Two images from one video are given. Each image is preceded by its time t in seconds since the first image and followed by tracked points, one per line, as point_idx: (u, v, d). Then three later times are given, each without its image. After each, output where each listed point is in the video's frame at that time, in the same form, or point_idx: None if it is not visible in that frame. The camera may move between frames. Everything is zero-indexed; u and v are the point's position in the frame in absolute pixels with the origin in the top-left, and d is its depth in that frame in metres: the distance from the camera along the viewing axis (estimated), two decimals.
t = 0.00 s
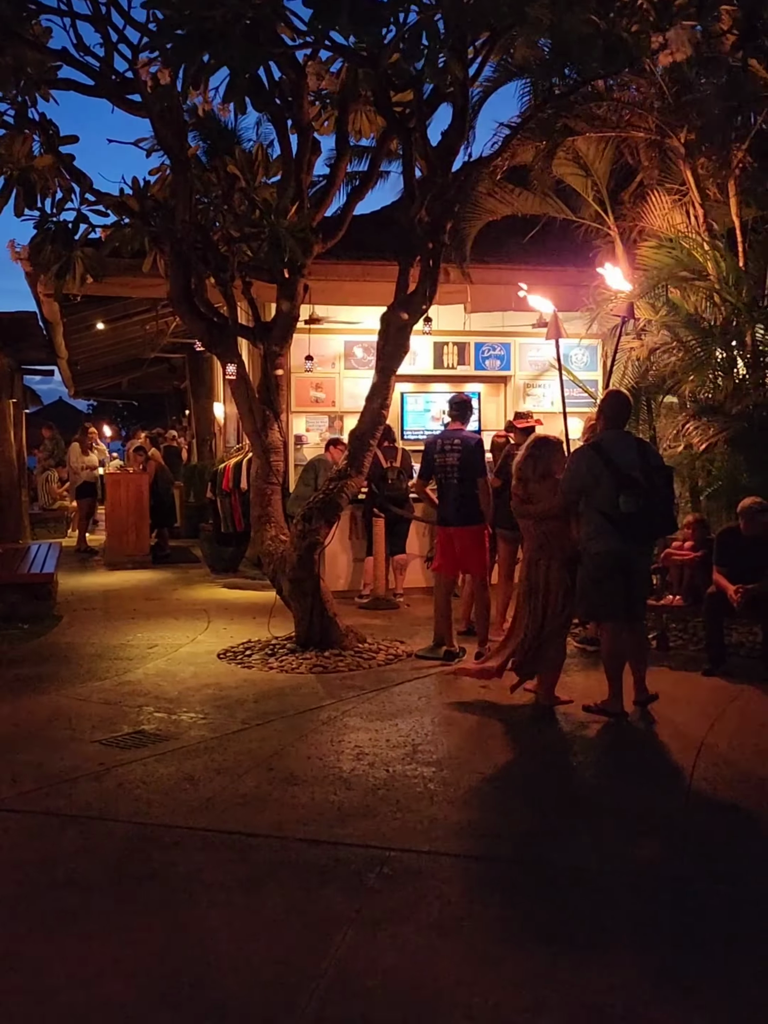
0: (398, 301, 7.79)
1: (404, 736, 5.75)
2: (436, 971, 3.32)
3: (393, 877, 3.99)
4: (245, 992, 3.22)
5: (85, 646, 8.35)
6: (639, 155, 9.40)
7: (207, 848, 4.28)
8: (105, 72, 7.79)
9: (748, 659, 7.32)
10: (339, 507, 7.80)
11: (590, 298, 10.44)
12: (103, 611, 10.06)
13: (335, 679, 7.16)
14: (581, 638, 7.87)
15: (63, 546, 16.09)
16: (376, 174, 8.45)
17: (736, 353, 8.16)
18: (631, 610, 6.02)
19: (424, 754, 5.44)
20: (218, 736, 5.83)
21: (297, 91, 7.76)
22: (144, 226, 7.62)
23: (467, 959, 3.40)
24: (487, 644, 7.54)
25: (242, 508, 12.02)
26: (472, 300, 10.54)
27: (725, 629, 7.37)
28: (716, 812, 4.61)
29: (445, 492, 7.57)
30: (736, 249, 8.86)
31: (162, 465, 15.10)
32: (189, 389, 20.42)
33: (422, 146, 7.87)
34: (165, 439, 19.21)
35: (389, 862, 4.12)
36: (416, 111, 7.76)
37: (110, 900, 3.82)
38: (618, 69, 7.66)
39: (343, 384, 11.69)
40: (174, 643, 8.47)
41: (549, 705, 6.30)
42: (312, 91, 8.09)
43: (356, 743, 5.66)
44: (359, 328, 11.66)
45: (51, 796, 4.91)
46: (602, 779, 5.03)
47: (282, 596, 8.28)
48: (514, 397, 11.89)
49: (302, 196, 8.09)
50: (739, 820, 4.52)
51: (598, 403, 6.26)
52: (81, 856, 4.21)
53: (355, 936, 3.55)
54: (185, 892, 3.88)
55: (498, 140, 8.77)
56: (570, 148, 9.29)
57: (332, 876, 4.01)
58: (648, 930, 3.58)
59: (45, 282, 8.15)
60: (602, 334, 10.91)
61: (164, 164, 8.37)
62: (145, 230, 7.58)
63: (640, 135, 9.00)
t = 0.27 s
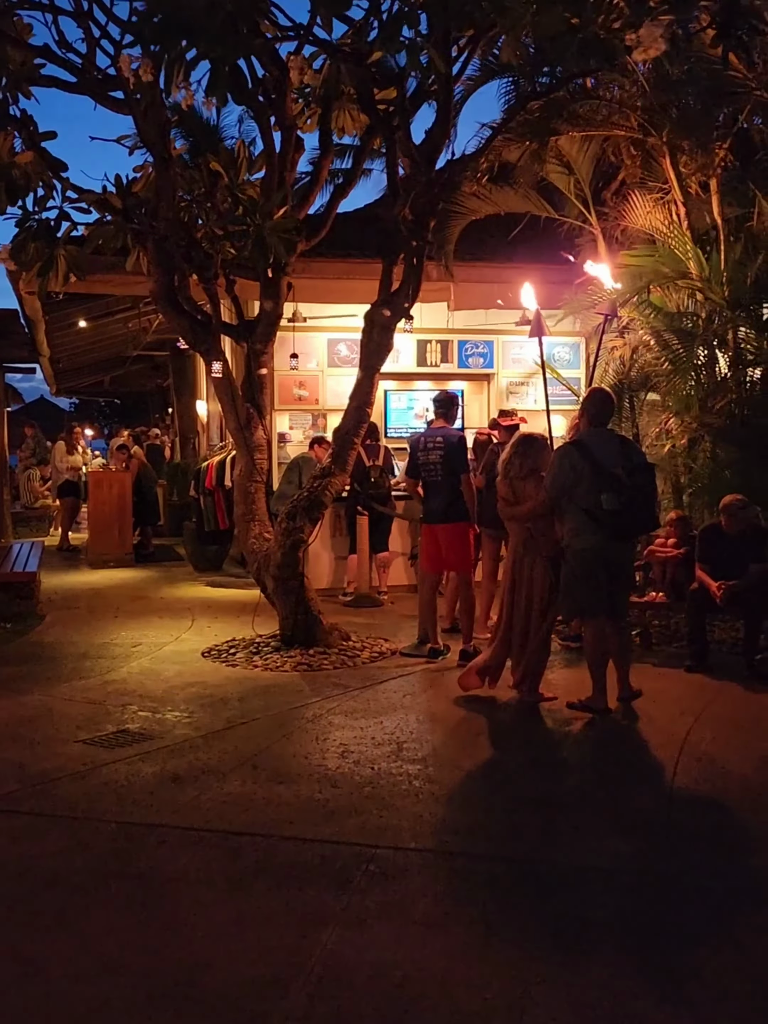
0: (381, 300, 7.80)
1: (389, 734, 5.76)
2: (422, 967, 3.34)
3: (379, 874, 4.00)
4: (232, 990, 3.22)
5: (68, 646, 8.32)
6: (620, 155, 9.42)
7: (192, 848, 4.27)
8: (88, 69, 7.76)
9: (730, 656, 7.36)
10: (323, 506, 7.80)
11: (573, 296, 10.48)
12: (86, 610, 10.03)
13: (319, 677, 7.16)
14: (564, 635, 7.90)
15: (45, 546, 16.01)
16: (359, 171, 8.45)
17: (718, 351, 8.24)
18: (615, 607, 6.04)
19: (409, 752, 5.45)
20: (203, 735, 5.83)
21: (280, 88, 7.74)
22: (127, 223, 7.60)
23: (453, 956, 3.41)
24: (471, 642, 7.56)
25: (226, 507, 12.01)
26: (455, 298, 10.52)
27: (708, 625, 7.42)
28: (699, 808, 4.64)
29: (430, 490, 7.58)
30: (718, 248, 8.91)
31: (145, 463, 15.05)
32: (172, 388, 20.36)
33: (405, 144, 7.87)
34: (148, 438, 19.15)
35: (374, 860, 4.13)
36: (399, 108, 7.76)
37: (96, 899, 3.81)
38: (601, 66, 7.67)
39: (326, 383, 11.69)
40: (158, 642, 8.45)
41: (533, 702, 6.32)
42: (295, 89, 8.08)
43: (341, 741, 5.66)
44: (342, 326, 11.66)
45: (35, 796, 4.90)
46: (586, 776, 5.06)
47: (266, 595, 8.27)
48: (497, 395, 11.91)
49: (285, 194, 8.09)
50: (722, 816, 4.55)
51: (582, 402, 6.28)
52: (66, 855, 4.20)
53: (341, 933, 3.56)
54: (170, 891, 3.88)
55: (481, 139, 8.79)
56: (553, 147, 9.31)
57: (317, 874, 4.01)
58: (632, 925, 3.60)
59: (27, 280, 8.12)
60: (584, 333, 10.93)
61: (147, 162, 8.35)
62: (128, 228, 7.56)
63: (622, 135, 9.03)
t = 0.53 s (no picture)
0: (365, 300, 7.80)
1: (375, 733, 5.77)
2: (410, 965, 3.35)
3: (367, 872, 4.01)
4: (221, 989, 3.23)
5: (52, 647, 8.28)
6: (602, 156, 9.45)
7: (179, 847, 4.27)
8: (69, 68, 7.73)
9: (713, 654, 7.40)
10: (307, 505, 7.80)
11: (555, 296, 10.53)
12: (69, 611, 9.98)
13: (304, 677, 7.16)
14: (548, 634, 7.93)
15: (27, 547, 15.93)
16: (342, 172, 8.45)
17: (700, 350, 8.27)
18: (599, 605, 6.08)
19: (394, 751, 5.47)
20: (188, 736, 5.81)
21: (263, 88, 7.74)
22: (109, 223, 7.57)
23: (442, 953, 3.43)
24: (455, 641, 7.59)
25: (209, 507, 11.99)
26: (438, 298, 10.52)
27: (690, 624, 7.46)
28: (683, 805, 4.67)
29: (414, 489, 7.60)
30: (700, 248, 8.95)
31: (127, 464, 15.00)
32: (154, 388, 20.30)
33: (388, 145, 7.88)
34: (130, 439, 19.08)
35: (361, 858, 4.14)
36: (382, 108, 7.77)
37: (84, 900, 3.80)
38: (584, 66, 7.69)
39: (309, 383, 11.68)
40: (141, 643, 8.43)
41: (518, 700, 6.35)
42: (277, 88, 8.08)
43: (327, 741, 5.66)
44: (325, 326, 11.66)
45: (20, 798, 4.87)
46: (571, 773, 5.08)
47: (250, 595, 8.26)
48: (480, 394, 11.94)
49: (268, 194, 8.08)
50: (706, 812, 4.58)
51: (565, 401, 6.30)
52: (52, 857, 4.19)
53: (330, 932, 3.57)
54: (158, 891, 3.89)
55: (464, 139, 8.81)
56: (535, 147, 9.34)
57: (305, 873, 4.02)
58: (618, 921, 3.63)
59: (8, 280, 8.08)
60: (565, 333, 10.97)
61: (129, 161, 8.33)
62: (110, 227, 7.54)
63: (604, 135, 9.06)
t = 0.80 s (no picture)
0: (349, 301, 7.82)
1: (361, 732, 5.79)
2: (401, 962, 3.38)
3: (356, 870, 4.04)
4: (214, 988, 3.24)
5: (36, 649, 8.26)
6: (584, 157, 9.51)
7: (168, 848, 4.28)
8: (50, 69, 7.71)
9: (696, 650, 7.47)
10: (292, 506, 7.81)
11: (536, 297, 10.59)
12: (53, 613, 9.95)
13: (290, 677, 7.17)
14: (533, 632, 7.97)
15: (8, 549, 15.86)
16: (324, 172, 8.47)
17: (682, 348, 8.30)
18: (583, 604, 6.12)
19: (381, 750, 5.49)
20: (174, 736, 5.81)
21: (245, 90, 7.75)
22: (92, 224, 7.56)
23: (433, 950, 3.45)
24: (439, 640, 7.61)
25: (192, 508, 11.97)
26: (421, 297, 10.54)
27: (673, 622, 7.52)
28: (669, 800, 4.72)
29: (404, 489, 7.64)
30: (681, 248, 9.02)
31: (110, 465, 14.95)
32: (135, 389, 20.25)
33: (371, 146, 7.91)
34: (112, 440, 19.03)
35: (350, 856, 4.16)
36: (365, 109, 7.79)
37: (73, 902, 3.81)
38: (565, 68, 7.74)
39: (292, 383, 11.69)
40: (126, 644, 8.41)
41: (503, 698, 6.39)
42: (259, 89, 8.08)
43: (314, 740, 5.68)
44: (308, 327, 11.67)
45: (6, 800, 4.86)
46: (556, 769, 5.12)
47: (235, 595, 8.26)
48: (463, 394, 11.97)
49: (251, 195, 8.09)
50: (690, 807, 4.63)
51: (549, 400, 6.33)
52: (41, 859, 4.19)
53: (321, 930, 3.59)
54: (148, 891, 3.90)
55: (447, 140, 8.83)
56: (518, 148, 9.39)
57: (295, 872, 4.04)
58: (606, 916, 3.66)
59: None
60: (547, 333, 11.03)
61: (111, 162, 8.32)
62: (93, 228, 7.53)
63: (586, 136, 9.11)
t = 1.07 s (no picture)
0: (333, 300, 7.84)
1: (348, 731, 5.80)
2: (390, 959, 3.40)
3: (344, 868, 4.05)
4: (204, 986, 3.26)
5: (21, 651, 8.24)
6: (565, 156, 9.54)
7: (156, 848, 4.28)
8: (31, 69, 7.69)
9: (679, 648, 7.51)
10: (276, 506, 7.82)
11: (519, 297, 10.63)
12: (37, 615, 9.92)
13: (276, 677, 7.18)
14: (517, 630, 8.01)
15: None
16: (307, 173, 8.48)
17: (663, 350, 8.38)
18: (567, 602, 6.17)
19: (368, 748, 5.51)
20: (161, 737, 5.82)
21: (228, 90, 7.75)
22: (74, 225, 7.55)
23: (420, 946, 3.48)
24: (424, 639, 7.64)
25: (175, 509, 11.97)
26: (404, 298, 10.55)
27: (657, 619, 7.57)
28: (653, 795, 4.76)
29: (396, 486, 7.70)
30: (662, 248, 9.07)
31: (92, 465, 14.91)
32: (117, 389, 20.18)
33: (355, 146, 7.92)
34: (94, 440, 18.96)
35: (339, 855, 4.18)
36: (348, 110, 7.81)
37: (62, 902, 3.81)
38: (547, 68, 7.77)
39: (275, 383, 11.69)
40: (110, 645, 8.40)
41: (489, 697, 6.42)
42: (242, 90, 8.09)
43: (300, 739, 5.69)
44: (291, 327, 11.67)
45: None
46: (542, 767, 5.15)
47: (219, 595, 8.26)
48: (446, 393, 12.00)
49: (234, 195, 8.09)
50: (675, 803, 4.67)
51: (532, 400, 6.37)
52: (29, 860, 4.19)
53: (311, 928, 3.61)
54: (137, 891, 3.90)
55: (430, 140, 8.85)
56: (500, 148, 9.43)
57: (283, 870, 4.05)
58: (592, 910, 3.71)
59: None
60: (530, 332, 11.07)
61: (93, 162, 8.30)
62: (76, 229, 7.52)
63: (568, 136, 9.16)
